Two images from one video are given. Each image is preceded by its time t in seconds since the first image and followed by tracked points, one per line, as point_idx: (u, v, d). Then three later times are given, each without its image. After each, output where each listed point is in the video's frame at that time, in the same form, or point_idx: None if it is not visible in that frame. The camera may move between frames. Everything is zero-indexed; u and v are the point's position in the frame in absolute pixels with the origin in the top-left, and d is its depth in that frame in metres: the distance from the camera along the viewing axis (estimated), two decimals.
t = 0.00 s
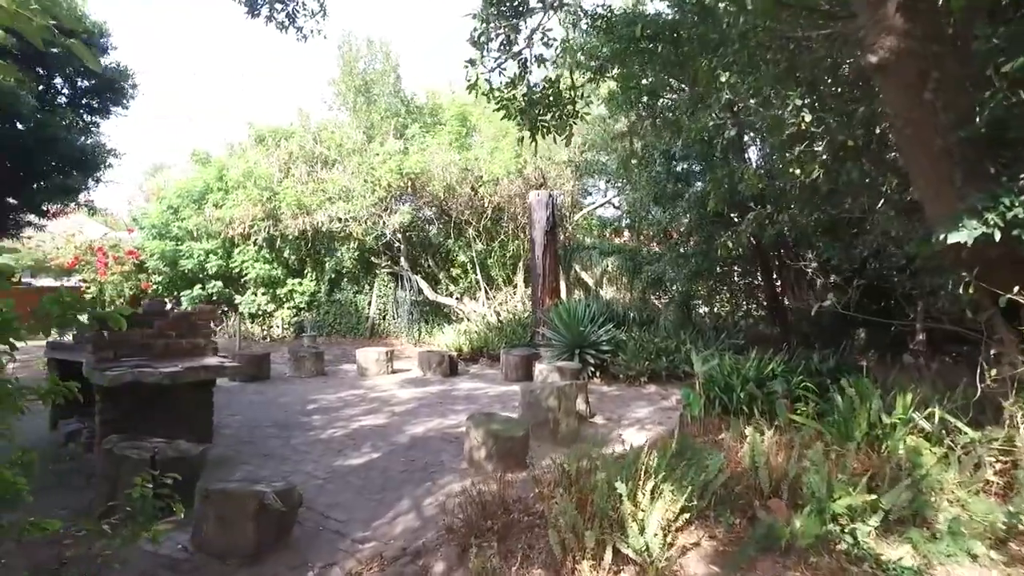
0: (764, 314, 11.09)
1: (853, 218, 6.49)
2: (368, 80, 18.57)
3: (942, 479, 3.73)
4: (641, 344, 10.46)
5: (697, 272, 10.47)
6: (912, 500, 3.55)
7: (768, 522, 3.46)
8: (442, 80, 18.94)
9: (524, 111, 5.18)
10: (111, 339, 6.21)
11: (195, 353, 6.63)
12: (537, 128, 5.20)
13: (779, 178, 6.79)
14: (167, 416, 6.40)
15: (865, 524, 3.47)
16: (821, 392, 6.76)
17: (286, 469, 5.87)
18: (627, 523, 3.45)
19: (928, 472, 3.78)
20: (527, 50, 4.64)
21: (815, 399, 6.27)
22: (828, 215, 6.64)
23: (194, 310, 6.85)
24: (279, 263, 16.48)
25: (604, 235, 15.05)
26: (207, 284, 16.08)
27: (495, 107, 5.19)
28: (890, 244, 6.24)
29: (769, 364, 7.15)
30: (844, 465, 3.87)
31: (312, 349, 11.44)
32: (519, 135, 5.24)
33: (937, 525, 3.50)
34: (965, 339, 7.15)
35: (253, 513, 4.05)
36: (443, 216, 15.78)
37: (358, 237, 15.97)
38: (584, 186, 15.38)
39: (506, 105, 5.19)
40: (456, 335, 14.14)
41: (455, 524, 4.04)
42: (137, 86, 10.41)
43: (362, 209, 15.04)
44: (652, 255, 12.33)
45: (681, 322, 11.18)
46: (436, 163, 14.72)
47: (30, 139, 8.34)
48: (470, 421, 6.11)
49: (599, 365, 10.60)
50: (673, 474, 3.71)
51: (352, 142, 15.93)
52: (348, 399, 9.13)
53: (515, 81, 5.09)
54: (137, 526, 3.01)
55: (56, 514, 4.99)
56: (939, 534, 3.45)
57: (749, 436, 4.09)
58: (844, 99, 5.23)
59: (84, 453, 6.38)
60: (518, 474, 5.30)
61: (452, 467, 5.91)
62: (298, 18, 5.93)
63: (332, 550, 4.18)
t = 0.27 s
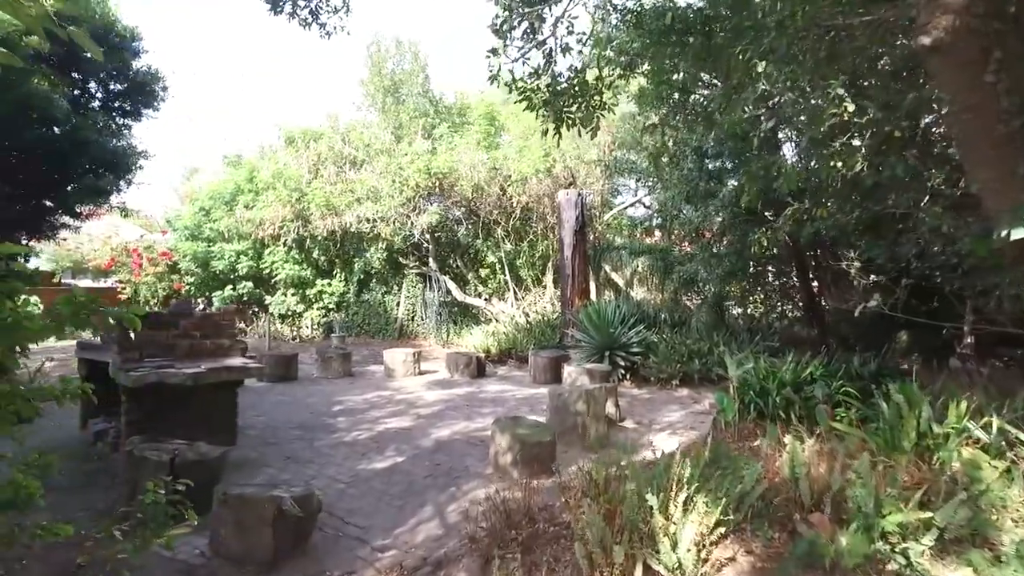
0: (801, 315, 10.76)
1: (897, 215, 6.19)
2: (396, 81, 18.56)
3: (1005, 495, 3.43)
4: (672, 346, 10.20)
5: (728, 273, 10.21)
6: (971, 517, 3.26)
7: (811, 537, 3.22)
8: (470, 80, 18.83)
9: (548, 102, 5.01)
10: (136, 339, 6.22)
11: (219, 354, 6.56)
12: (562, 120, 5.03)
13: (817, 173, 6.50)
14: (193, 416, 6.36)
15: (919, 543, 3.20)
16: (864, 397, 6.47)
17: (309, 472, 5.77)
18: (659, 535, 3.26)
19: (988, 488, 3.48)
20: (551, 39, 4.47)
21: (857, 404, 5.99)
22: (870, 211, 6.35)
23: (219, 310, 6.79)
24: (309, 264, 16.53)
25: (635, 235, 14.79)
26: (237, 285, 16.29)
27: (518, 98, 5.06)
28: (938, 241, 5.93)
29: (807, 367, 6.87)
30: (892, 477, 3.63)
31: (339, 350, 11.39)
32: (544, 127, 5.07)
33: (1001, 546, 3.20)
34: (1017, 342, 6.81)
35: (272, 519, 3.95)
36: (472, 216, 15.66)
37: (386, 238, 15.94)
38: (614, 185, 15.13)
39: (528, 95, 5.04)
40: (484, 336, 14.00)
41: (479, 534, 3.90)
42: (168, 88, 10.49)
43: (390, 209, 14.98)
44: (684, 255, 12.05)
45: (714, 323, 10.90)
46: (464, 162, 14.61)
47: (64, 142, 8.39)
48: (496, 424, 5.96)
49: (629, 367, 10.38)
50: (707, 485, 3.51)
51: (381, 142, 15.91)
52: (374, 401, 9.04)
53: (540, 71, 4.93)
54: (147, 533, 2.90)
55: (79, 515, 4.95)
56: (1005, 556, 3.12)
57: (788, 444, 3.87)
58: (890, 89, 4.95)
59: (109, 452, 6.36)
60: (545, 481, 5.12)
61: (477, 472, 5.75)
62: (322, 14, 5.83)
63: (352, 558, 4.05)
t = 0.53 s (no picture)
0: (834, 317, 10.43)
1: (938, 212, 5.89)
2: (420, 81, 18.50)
3: None
4: (699, 348, 9.94)
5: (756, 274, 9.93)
6: None
7: (854, 556, 2.97)
8: (494, 79, 18.68)
9: (570, 93, 4.82)
10: (154, 339, 6.18)
11: (237, 355, 6.48)
12: (585, 112, 4.84)
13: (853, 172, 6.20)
14: (212, 417, 6.28)
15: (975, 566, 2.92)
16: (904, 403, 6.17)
17: (327, 476, 5.65)
18: (688, 553, 3.05)
19: None
20: (573, 26, 4.28)
21: (897, 410, 5.71)
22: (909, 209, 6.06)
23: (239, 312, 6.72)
24: (333, 264, 16.51)
25: (661, 235, 14.52)
26: (262, 285, 16.31)
27: (537, 90, 4.89)
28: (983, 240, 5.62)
29: (843, 371, 6.59)
30: (938, 493, 3.39)
31: (361, 351, 11.33)
32: (565, 119, 4.89)
33: None
34: None
35: (284, 527, 3.83)
36: (495, 216, 15.51)
37: (410, 238, 15.86)
38: (640, 184, 14.88)
39: (548, 86, 4.89)
40: (508, 337, 13.85)
41: (498, 547, 3.72)
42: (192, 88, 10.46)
43: (413, 210, 14.88)
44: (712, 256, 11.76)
45: (743, 325, 10.61)
46: (488, 162, 14.46)
47: (89, 142, 8.34)
48: (517, 429, 5.79)
49: (655, 370, 10.15)
50: (740, 500, 3.30)
51: (404, 142, 15.82)
52: (395, 403, 8.92)
53: (561, 60, 4.74)
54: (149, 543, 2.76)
55: (93, 518, 4.88)
56: None
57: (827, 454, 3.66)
58: (934, 78, 4.68)
59: (127, 454, 6.30)
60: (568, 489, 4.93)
61: (498, 478, 5.58)
62: (339, 9, 5.72)
63: (365, 568, 3.90)
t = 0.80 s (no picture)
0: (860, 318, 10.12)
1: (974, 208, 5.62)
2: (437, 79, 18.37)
3: None
4: (720, 349, 9.68)
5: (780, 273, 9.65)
6: None
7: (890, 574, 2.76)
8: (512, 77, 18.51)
9: (585, 79, 4.63)
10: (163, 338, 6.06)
11: (248, 355, 6.38)
12: (600, 99, 4.66)
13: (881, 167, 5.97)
14: (221, 419, 6.17)
15: None
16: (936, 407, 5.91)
17: (336, 479, 5.52)
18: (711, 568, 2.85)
19: None
20: (588, 10, 4.11)
21: (929, 415, 5.45)
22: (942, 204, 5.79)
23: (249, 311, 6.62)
24: (350, 264, 16.45)
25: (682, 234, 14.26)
26: (280, 285, 16.28)
27: (552, 77, 4.73)
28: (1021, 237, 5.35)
29: (871, 374, 6.33)
30: (980, 508, 3.16)
31: (377, 351, 11.21)
32: (579, 106, 4.71)
33: None
34: None
35: (285, 533, 3.69)
36: (513, 215, 15.34)
37: (427, 237, 15.75)
38: (660, 182, 14.62)
39: (562, 73, 4.72)
40: (525, 337, 13.67)
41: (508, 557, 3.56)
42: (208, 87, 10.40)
43: (430, 209, 14.75)
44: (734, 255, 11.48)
45: (765, 326, 10.33)
46: (505, 160, 14.28)
47: (105, 142, 8.28)
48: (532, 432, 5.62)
49: (675, 371, 9.91)
50: (765, 511, 3.09)
51: (421, 141, 15.68)
52: (409, 404, 8.79)
53: (576, 45, 4.56)
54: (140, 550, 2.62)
55: (98, 520, 4.79)
56: None
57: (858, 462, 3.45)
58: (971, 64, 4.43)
59: (137, 454, 6.22)
60: (583, 495, 4.75)
61: (512, 482, 5.42)
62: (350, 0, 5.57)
63: None
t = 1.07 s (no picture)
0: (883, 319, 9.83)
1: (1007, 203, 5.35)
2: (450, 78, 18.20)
3: None
4: (738, 350, 9.40)
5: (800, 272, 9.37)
6: None
7: None
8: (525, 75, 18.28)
9: (596, 63, 4.41)
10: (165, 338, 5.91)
11: (252, 355, 6.23)
12: (612, 84, 4.43)
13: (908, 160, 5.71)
14: (223, 421, 6.02)
15: None
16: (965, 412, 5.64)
17: (340, 483, 5.35)
18: None
19: None
20: None
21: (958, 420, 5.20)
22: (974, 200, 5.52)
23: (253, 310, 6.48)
24: (362, 263, 16.33)
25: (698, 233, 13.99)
26: (292, 285, 16.20)
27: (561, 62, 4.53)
28: None
29: (896, 376, 6.07)
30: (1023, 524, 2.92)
31: (387, 351, 11.05)
32: (590, 93, 4.50)
33: None
34: None
35: (278, 543, 3.52)
36: (527, 214, 15.14)
37: (439, 236, 15.60)
38: (676, 181, 14.36)
39: (572, 57, 4.53)
40: (538, 338, 13.46)
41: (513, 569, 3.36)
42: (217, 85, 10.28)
43: (442, 208, 14.60)
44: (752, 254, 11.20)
45: (785, 326, 10.05)
46: (517, 158, 14.08)
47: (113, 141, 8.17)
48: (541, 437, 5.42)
49: (691, 373, 9.65)
50: (787, 525, 2.87)
51: (434, 139, 15.47)
52: (418, 405, 8.61)
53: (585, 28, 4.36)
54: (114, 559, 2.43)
55: (94, 525, 4.65)
56: None
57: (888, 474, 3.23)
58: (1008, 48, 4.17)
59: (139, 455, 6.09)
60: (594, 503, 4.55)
61: (520, 488, 5.22)
62: None
63: None
